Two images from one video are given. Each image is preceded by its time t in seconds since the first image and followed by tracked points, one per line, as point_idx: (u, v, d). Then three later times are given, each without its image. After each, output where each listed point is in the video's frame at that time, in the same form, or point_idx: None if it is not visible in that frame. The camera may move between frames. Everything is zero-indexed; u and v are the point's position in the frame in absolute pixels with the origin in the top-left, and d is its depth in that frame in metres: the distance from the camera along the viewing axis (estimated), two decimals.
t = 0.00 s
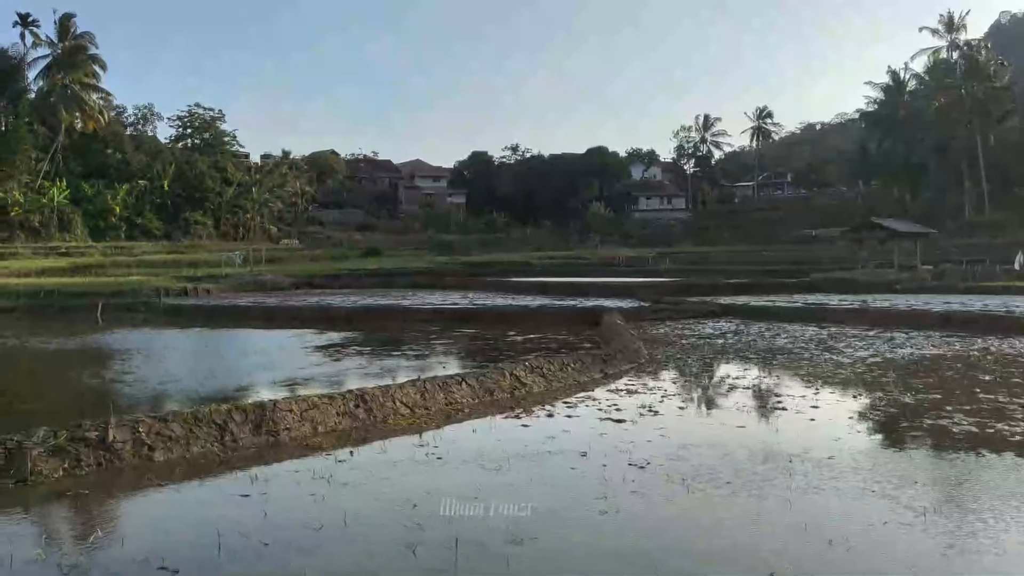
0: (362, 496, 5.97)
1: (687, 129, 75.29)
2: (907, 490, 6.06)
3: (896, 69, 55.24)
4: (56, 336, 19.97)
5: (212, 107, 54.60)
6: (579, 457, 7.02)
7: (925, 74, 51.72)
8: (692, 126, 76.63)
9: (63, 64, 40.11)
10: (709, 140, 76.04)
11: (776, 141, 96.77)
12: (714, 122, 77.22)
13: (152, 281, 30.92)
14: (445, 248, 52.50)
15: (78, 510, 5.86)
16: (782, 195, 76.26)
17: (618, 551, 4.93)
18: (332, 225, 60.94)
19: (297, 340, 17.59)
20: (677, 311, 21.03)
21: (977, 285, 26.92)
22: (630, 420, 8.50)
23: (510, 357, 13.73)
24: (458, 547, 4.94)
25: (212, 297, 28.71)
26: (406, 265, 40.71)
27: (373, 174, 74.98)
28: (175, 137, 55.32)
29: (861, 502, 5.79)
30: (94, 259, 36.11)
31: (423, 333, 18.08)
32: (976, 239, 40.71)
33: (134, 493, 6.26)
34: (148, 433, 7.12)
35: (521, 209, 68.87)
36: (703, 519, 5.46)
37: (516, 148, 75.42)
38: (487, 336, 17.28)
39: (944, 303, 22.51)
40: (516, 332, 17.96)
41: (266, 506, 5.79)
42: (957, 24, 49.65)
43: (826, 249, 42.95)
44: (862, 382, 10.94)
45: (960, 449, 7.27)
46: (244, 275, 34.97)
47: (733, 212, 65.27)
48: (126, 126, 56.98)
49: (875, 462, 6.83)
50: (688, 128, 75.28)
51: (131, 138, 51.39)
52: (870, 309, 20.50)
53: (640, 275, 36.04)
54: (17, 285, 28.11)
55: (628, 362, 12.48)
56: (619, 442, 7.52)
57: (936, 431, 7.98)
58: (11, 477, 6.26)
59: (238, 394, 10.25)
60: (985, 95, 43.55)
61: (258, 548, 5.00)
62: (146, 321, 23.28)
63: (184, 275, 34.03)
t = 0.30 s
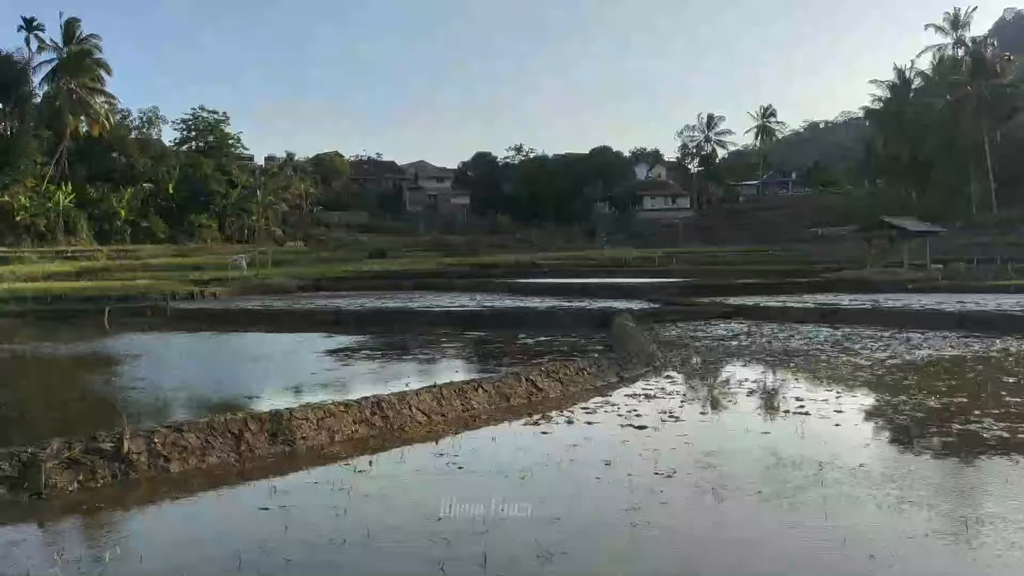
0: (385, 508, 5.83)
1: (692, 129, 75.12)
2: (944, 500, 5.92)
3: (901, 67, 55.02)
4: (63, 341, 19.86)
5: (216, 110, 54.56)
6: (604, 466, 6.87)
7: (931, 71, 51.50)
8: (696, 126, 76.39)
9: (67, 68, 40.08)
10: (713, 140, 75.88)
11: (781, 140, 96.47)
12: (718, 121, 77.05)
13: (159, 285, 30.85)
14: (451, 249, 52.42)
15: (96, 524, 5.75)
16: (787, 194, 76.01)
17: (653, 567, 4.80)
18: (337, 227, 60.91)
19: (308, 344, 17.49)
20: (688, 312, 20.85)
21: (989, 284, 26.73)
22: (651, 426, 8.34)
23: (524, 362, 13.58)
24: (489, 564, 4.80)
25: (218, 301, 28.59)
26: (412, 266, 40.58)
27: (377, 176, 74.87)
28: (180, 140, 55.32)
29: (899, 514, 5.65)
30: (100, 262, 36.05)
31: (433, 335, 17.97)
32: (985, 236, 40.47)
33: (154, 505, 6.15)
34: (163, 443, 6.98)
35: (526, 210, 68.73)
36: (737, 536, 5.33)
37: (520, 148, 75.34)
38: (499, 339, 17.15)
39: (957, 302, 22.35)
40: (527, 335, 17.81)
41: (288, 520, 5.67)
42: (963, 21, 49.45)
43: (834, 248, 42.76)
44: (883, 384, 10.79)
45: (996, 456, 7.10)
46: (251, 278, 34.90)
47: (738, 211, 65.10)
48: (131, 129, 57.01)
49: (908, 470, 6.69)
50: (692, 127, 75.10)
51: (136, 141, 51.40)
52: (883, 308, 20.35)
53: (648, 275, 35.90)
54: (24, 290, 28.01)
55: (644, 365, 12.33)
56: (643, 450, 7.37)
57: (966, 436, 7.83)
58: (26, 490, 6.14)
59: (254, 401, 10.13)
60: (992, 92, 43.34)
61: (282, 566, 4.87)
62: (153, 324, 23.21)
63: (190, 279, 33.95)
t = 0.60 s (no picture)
0: (415, 511, 5.70)
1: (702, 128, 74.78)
2: (991, 503, 5.76)
3: (913, 65, 54.60)
4: (78, 344, 19.83)
5: (227, 113, 54.64)
6: (635, 467, 6.74)
7: (944, 69, 51.06)
8: (706, 125, 76.05)
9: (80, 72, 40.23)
10: (724, 139, 75.54)
11: (791, 139, 95.95)
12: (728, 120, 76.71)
13: (172, 288, 30.84)
14: (461, 250, 52.33)
15: (121, 528, 5.64)
16: (798, 193, 75.53)
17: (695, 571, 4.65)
18: (348, 228, 60.92)
19: (323, 345, 17.41)
20: (704, 312, 20.66)
21: (1009, 282, 26.39)
22: (679, 426, 8.19)
23: (543, 363, 13.43)
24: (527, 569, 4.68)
25: (231, 303, 28.56)
26: (423, 268, 40.49)
27: (387, 178, 74.89)
28: (191, 143, 55.43)
29: (946, 517, 5.50)
30: (113, 265, 36.09)
31: (450, 336, 17.85)
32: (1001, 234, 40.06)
33: (179, 508, 6.06)
34: (187, 446, 6.88)
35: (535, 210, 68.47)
36: (778, 539, 5.19)
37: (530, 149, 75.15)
38: (515, 339, 17.00)
39: (977, 300, 22.07)
40: (543, 336, 17.66)
41: (316, 523, 5.55)
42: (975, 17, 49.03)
43: (848, 248, 42.42)
44: (912, 384, 10.59)
45: None
46: (263, 280, 34.85)
47: (750, 210, 64.77)
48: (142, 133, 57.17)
49: (949, 472, 6.52)
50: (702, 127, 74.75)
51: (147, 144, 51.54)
52: (903, 307, 20.10)
53: (661, 275, 35.70)
54: (37, 293, 28.05)
55: (665, 365, 12.16)
56: (673, 451, 7.21)
57: (1005, 437, 7.64)
58: (49, 493, 6.05)
59: (273, 403, 10.03)
60: (1006, 89, 42.95)
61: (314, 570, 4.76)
62: (167, 327, 23.16)
63: (202, 281, 33.96)
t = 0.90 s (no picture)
0: (456, 515, 5.52)
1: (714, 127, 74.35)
2: None
3: (928, 60, 54.05)
4: (97, 349, 19.79)
5: (240, 119, 54.74)
6: (678, 467, 6.52)
7: (959, 63, 50.50)
8: (719, 123, 75.61)
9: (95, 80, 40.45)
10: (736, 137, 75.08)
11: (804, 137, 95.31)
12: (741, 118, 76.25)
13: (188, 293, 30.84)
14: (475, 252, 52.20)
15: (155, 535, 5.50)
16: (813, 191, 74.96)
17: None
18: (361, 231, 60.92)
19: (344, 347, 17.29)
20: (726, 310, 20.41)
21: None
22: (719, 426, 7.97)
23: (569, 362, 13.24)
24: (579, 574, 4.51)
25: (247, 307, 28.51)
26: (438, 270, 40.40)
27: (400, 181, 74.95)
28: (204, 149, 55.60)
29: (1010, 515, 5.28)
30: (129, 271, 36.15)
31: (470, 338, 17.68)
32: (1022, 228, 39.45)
33: (214, 513, 5.92)
34: (218, 449, 6.73)
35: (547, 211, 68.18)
36: (839, 541, 4.98)
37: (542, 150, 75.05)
38: (538, 340, 16.81)
39: (1004, 295, 21.66)
40: (565, 336, 17.47)
41: (356, 528, 5.39)
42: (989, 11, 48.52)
43: (866, 245, 41.95)
44: (952, 380, 10.30)
45: None
46: (278, 284, 34.79)
47: (764, 209, 64.22)
48: (156, 139, 57.42)
49: (1008, 469, 6.28)
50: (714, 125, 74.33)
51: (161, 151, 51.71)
52: (929, 303, 19.72)
53: (677, 274, 35.40)
54: (55, 300, 28.12)
55: (694, 364, 11.94)
56: (716, 450, 7.00)
57: None
58: (81, 499, 5.91)
59: (300, 405, 9.89)
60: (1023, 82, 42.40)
61: None
62: (185, 331, 23.11)
63: (218, 286, 33.98)
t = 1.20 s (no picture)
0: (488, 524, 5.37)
1: (719, 127, 74.17)
2: None
3: (933, 58, 53.82)
4: (105, 354, 19.67)
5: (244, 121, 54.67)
6: (711, 472, 6.36)
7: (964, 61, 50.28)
8: (723, 123, 75.36)
9: (100, 84, 40.44)
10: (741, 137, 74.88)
11: (809, 137, 95.03)
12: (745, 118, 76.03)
13: (195, 297, 30.73)
14: (481, 254, 52.06)
15: (178, 545, 5.36)
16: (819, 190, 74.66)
17: None
18: (366, 234, 60.81)
19: (357, 350, 17.16)
20: (739, 310, 20.19)
21: None
22: (747, 429, 7.81)
23: (585, 366, 13.08)
24: None
25: (255, 311, 28.39)
26: (445, 272, 40.22)
27: (405, 183, 74.85)
28: (209, 152, 55.58)
29: None
30: (135, 275, 36.07)
31: (482, 340, 17.52)
32: None
33: (237, 521, 5.79)
34: (239, 457, 6.58)
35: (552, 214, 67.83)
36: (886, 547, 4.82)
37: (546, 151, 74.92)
38: (552, 342, 16.65)
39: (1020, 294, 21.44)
40: (578, 338, 17.28)
41: (385, 537, 5.24)
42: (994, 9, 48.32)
43: (874, 244, 41.73)
44: (979, 379, 10.11)
45: None
46: (285, 287, 34.68)
47: (770, 208, 63.98)
48: (161, 143, 57.40)
49: None
50: (719, 125, 74.15)
51: (166, 155, 51.67)
52: (945, 302, 19.51)
53: (686, 275, 35.23)
54: (63, 304, 28.02)
55: (714, 365, 11.77)
56: (747, 454, 6.84)
57: None
58: (100, 508, 5.77)
59: (317, 412, 9.76)
60: None
61: None
62: (195, 335, 23.00)
63: (225, 289, 33.86)
